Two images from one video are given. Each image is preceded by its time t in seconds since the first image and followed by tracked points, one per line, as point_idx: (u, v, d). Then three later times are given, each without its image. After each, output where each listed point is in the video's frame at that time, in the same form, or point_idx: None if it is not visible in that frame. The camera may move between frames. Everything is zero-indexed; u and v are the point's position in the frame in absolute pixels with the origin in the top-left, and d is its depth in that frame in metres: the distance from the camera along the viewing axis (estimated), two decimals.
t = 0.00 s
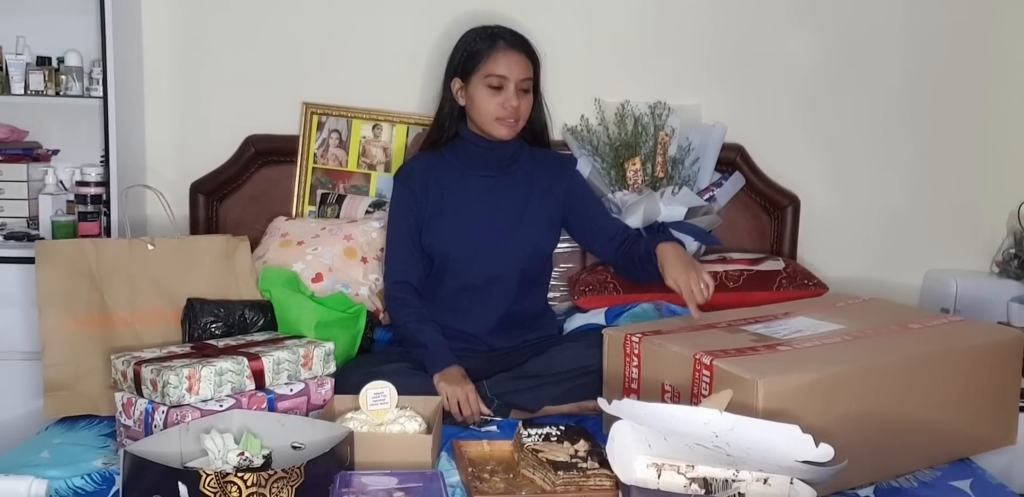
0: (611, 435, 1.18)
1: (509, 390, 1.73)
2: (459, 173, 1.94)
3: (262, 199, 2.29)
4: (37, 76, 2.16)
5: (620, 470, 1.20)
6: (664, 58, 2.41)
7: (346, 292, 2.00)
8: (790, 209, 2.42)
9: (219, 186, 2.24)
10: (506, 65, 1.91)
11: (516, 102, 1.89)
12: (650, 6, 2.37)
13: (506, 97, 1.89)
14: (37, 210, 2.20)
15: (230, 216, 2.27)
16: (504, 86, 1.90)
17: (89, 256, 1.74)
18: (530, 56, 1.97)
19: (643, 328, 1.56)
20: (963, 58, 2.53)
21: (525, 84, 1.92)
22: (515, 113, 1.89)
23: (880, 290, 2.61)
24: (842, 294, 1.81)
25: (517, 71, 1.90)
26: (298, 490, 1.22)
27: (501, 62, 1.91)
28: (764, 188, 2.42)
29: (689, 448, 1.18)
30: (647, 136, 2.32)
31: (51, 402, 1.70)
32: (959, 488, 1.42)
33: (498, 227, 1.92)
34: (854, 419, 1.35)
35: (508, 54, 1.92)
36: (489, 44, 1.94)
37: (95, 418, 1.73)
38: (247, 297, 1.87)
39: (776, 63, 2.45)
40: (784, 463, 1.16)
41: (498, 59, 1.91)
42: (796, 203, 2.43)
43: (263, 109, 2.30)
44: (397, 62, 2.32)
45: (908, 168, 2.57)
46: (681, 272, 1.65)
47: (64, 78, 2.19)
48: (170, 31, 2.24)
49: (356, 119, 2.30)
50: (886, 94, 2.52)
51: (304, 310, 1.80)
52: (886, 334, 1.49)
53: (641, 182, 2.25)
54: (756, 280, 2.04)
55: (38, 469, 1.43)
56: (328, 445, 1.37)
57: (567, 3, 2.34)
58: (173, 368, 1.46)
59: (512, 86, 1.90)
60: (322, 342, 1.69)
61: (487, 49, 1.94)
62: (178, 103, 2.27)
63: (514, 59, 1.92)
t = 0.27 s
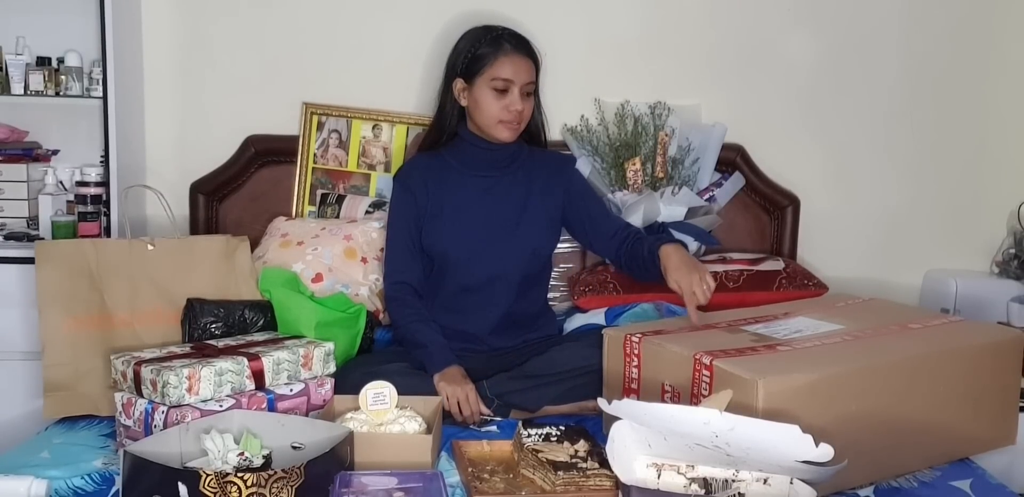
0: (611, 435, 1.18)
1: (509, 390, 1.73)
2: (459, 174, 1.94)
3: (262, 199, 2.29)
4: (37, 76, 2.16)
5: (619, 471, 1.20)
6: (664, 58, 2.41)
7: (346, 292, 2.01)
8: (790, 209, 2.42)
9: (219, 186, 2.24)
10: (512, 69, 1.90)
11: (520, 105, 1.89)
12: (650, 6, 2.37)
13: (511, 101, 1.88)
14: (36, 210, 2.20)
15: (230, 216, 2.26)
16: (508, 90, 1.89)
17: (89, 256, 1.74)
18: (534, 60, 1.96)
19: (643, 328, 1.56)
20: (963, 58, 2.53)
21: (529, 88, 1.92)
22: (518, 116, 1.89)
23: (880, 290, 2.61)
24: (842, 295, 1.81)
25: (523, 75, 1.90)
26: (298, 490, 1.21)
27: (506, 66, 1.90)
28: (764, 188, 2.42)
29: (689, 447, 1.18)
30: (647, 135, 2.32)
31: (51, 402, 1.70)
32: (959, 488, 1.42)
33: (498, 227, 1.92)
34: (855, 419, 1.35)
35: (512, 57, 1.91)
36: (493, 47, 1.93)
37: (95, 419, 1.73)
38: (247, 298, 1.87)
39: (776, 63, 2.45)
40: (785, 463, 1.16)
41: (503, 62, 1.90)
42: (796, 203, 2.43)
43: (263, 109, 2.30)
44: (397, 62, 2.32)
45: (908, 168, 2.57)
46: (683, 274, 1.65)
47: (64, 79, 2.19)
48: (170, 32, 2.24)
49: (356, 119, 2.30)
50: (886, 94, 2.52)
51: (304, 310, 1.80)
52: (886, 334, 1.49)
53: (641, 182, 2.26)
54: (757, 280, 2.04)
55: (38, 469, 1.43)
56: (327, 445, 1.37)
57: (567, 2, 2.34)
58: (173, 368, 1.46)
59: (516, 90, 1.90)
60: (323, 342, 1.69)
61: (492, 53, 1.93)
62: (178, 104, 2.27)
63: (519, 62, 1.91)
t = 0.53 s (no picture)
0: (611, 435, 1.19)
1: (509, 391, 1.73)
2: (458, 174, 1.94)
3: (262, 200, 2.29)
4: (37, 76, 2.16)
5: (620, 471, 1.21)
6: (664, 59, 2.41)
7: (346, 293, 2.01)
8: (790, 210, 2.42)
9: (219, 187, 2.24)
10: (511, 69, 1.90)
11: (520, 106, 1.89)
12: (650, 7, 2.37)
13: (510, 101, 1.88)
14: (36, 211, 2.20)
15: (230, 216, 2.27)
16: (508, 90, 1.89)
17: (89, 257, 1.74)
18: (534, 60, 1.96)
19: (643, 329, 1.56)
20: (963, 58, 2.53)
21: (529, 88, 1.92)
22: (518, 116, 1.89)
23: (880, 291, 2.61)
24: (842, 295, 1.81)
25: (523, 75, 1.89)
26: (298, 490, 1.21)
27: (506, 66, 1.90)
28: (764, 188, 2.42)
29: (690, 448, 1.18)
30: (647, 136, 2.32)
31: (51, 403, 1.70)
32: (959, 489, 1.42)
33: (497, 228, 1.92)
34: (854, 419, 1.35)
35: (512, 58, 1.91)
36: (493, 48, 1.93)
37: (95, 419, 1.73)
38: (247, 298, 1.87)
39: (776, 64, 2.45)
40: (785, 464, 1.16)
41: (503, 62, 1.90)
42: (796, 204, 2.43)
43: (263, 110, 2.30)
44: (397, 62, 2.32)
45: (908, 169, 2.57)
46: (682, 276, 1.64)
47: (64, 79, 2.18)
48: (170, 32, 2.24)
49: (356, 120, 2.30)
50: (886, 95, 2.52)
51: (304, 311, 1.80)
52: (886, 335, 1.49)
53: (640, 182, 2.26)
54: (757, 280, 2.04)
55: (38, 469, 1.43)
56: (328, 446, 1.37)
57: (567, 3, 2.34)
58: (173, 368, 1.46)
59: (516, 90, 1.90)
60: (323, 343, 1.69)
61: (492, 53, 1.93)
62: (178, 104, 2.27)
63: (519, 63, 1.90)
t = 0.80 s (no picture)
0: (611, 436, 1.19)
1: (509, 391, 1.73)
2: (458, 175, 1.94)
3: (262, 200, 2.29)
4: (37, 76, 2.16)
5: (620, 472, 1.21)
6: (664, 59, 2.41)
7: (346, 293, 2.01)
8: (790, 210, 2.42)
9: (219, 187, 2.24)
10: (511, 69, 1.90)
11: (520, 106, 1.89)
12: (650, 7, 2.37)
13: (511, 101, 1.88)
14: (36, 211, 2.20)
15: (230, 217, 2.27)
16: (508, 90, 1.89)
17: (89, 257, 1.74)
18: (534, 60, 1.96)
19: (643, 329, 1.56)
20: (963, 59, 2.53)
21: (529, 88, 1.92)
22: (518, 116, 1.89)
23: (880, 291, 2.61)
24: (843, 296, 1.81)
25: (523, 75, 1.89)
26: (298, 491, 1.21)
27: (506, 66, 1.90)
28: (764, 189, 2.42)
29: (690, 449, 1.18)
30: (647, 136, 2.32)
31: (51, 403, 1.70)
32: (959, 489, 1.42)
33: (497, 229, 1.91)
34: (854, 419, 1.35)
35: (513, 57, 1.91)
36: (494, 47, 1.93)
37: (95, 419, 1.73)
38: (247, 299, 1.87)
39: (776, 64, 2.45)
40: (785, 464, 1.16)
41: (503, 62, 1.90)
42: (796, 204, 2.43)
43: (264, 110, 2.30)
44: (397, 63, 2.32)
45: (908, 169, 2.57)
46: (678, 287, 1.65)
47: (64, 79, 2.18)
48: (170, 32, 2.24)
49: (356, 120, 2.30)
50: (886, 95, 2.52)
51: (304, 311, 1.80)
52: (887, 335, 1.49)
53: (641, 183, 2.26)
54: (757, 280, 2.04)
55: (38, 469, 1.43)
56: (327, 446, 1.37)
57: (567, 3, 2.34)
58: (173, 369, 1.46)
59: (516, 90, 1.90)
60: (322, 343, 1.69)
61: (493, 53, 1.92)
62: (178, 104, 2.27)
63: (518, 63, 1.90)
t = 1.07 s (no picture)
0: (611, 436, 1.18)
1: (509, 391, 1.73)
2: (458, 176, 1.94)
3: (262, 200, 2.29)
4: (37, 76, 2.16)
5: (619, 472, 1.21)
6: (664, 59, 2.41)
7: (346, 293, 2.01)
8: (790, 210, 2.42)
9: (219, 187, 2.24)
10: (502, 61, 1.91)
11: (512, 98, 1.89)
12: (650, 7, 2.37)
13: (504, 94, 1.89)
14: (36, 211, 2.20)
15: (230, 217, 2.27)
16: (500, 82, 1.90)
17: (89, 257, 1.74)
18: (528, 54, 1.97)
19: (643, 329, 1.56)
20: (963, 59, 2.53)
21: (522, 81, 1.92)
22: (511, 108, 1.89)
23: (880, 291, 2.61)
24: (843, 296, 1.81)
25: (514, 67, 1.90)
26: (298, 491, 1.22)
27: (497, 59, 1.91)
28: (764, 189, 2.41)
29: (689, 449, 1.18)
30: (647, 136, 2.32)
31: (51, 403, 1.70)
32: (959, 489, 1.42)
33: (497, 229, 1.91)
34: (854, 419, 1.35)
35: (505, 50, 1.93)
36: (486, 41, 1.94)
37: (95, 419, 1.73)
38: (247, 299, 1.87)
39: (776, 65, 2.45)
40: (784, 464, 1.16)
41: (494, 56, 1.91)
42: (796, 204, 2.43)
43: (263, 110, 2.30)
44: (397, 63, 2.32)
45: (908, 169, 2.57)
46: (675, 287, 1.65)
47: (64, 79, 2.18)
48: (170, 32, 2.24)
49: (356, 120, 2.30)
50: (886, 95, 2.52)
51: (304, 311, 1.80)
52: (886, 335, 1.49)
53: (640, 183, 2.26)
54: (757, 280, 2.05)
55: (38, 470, 1.43)
56: (327, 446, 1.37)
57: (567, 3, 2.34)
58: (172, 369, 1.46)
59: (509, 83, 1.91)
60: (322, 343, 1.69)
61: (485, 47, 1.94)
62: (178, 104, 2.27)
63: (510, 56, 1.92)
